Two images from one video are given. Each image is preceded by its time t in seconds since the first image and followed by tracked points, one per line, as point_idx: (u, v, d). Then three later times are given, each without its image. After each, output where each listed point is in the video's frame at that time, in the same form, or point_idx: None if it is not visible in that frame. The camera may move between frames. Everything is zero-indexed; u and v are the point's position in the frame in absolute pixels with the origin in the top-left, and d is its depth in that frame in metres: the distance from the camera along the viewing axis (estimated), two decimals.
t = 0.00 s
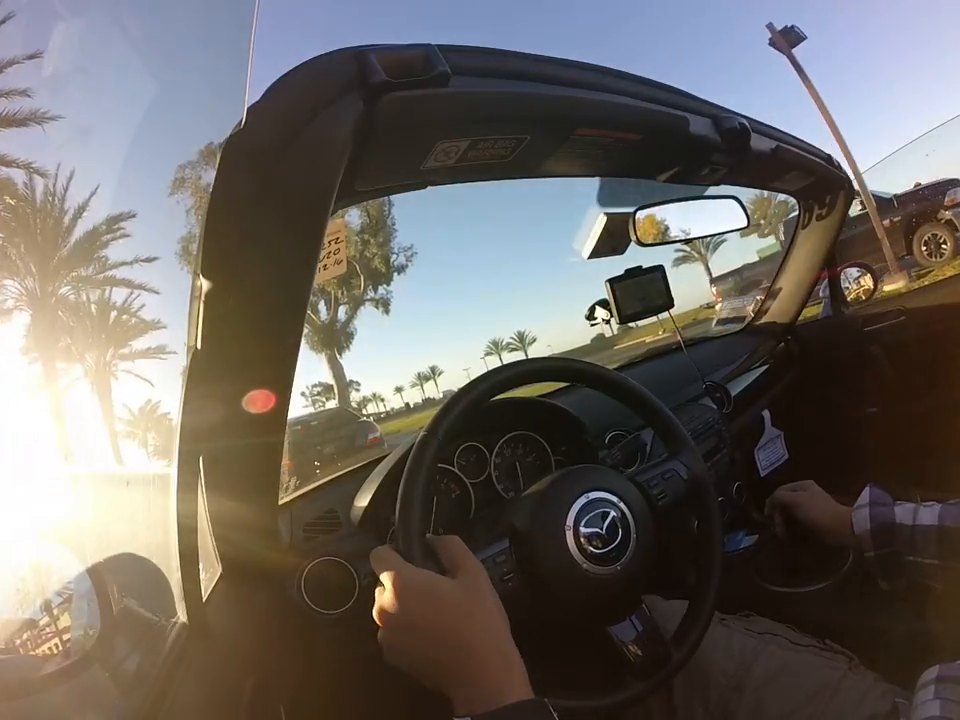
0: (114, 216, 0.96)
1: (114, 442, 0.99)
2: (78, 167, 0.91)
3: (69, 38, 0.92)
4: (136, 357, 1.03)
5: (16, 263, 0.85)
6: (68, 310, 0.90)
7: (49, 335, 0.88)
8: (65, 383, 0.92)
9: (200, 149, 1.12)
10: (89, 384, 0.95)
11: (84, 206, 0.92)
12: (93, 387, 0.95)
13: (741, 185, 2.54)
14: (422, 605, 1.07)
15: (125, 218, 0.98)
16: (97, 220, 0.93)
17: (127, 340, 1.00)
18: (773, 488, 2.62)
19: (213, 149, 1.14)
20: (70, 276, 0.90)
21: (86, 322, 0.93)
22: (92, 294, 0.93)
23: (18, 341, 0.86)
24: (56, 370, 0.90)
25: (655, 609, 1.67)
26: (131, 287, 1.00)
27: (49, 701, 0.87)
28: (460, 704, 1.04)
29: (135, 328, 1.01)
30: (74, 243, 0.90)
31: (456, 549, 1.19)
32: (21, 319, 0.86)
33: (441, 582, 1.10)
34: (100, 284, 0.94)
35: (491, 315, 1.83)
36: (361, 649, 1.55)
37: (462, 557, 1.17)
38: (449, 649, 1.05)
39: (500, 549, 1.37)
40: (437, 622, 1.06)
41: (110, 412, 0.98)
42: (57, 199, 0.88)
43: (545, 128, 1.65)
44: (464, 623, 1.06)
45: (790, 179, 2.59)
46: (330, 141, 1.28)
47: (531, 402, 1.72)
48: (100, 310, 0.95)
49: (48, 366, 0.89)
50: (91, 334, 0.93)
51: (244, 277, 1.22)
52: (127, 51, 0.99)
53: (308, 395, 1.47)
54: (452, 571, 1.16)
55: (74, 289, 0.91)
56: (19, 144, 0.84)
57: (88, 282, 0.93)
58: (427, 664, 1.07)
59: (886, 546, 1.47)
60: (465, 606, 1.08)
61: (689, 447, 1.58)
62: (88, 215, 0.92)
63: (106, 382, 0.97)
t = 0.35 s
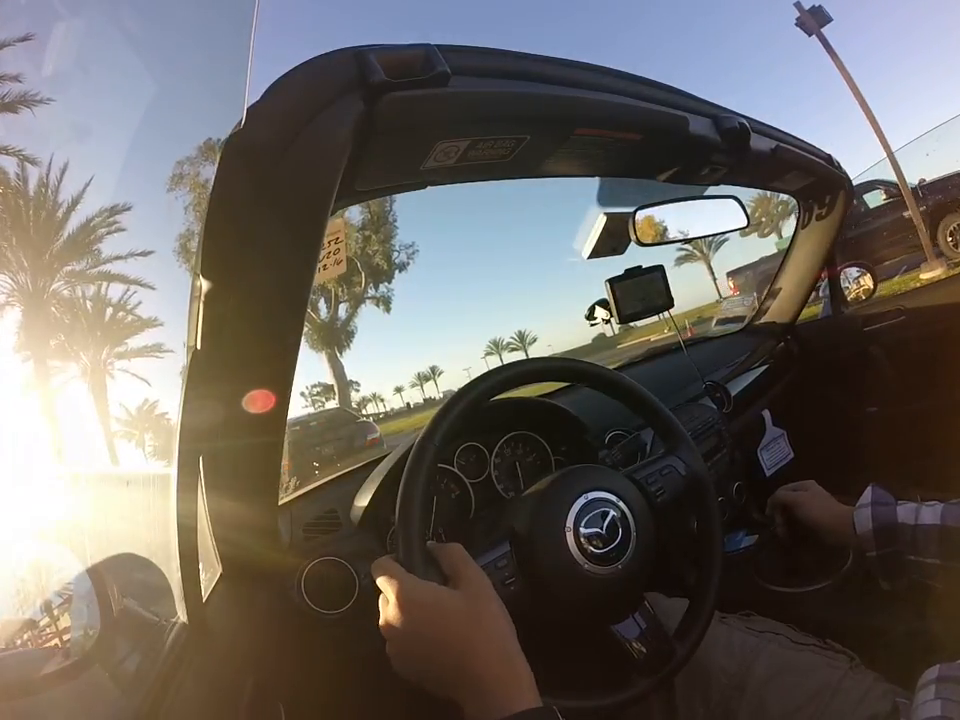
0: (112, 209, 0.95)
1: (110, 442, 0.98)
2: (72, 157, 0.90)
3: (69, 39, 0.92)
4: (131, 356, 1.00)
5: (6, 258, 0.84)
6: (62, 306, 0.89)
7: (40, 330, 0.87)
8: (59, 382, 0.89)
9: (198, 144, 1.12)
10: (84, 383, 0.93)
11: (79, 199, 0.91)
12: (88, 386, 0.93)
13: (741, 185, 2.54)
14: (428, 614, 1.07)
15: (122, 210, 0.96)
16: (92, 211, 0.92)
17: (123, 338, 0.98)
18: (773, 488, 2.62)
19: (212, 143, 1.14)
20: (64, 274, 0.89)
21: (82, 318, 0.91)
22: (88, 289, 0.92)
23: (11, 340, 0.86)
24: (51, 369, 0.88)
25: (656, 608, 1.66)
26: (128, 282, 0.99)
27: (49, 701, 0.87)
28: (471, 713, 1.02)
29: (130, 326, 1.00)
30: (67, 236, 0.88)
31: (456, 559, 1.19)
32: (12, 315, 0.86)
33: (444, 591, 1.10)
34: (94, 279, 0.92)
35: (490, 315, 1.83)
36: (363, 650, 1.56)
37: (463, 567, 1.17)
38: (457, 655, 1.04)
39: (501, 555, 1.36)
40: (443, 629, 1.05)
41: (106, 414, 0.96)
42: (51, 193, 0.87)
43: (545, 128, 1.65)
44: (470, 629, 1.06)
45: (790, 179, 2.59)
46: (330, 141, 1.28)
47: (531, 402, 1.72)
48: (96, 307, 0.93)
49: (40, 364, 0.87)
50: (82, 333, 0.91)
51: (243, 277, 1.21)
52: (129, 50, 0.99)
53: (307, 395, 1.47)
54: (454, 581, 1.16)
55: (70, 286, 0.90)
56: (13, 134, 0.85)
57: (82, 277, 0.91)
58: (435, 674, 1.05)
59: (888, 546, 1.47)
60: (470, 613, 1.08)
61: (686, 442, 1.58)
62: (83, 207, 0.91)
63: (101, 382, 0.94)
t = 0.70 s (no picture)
0: (107, 202, 0.95)
1: (107, 442, 0.98)
2: (65, 147, 0.89)
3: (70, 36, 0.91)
4: (130, 354, 1.01)
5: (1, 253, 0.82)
6: (57, 301, 0.88)
7: (32, 326, 0.85)
8: (54, 381, 0.88)
9: (198, 140, 1.13)
10: (81, 381, 0.92)
11: (72, 192, 0.89)
12: (85, 384, 0.93)
13: (741, 185, 2.54)
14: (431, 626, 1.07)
15: (118, 204, 0.97)
16: (85, 204, 0.92)
17: (120, 336, 0.98)
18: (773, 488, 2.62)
19: (211, 140, 1.15)
20: (56, 269, 0.87)
21: (78, 314, 0.90)
22: (82, 284, 0.91)
23: (3, 337, 0.83)
24: (48, 366, 0.87)
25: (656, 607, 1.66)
26: (124, 277, 0.98)
27: (48, 701, 0.87)
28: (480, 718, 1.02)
29: (127, 323, 0.99)
30: (61, 228, 0.87)
31: (459, 567, 1.18)
32: (4, 311, 0.83)
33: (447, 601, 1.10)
34: (88, 274, 0.92)
35: (489, 314, 1.83)
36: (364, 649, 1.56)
37: (466, 575, 1.16)
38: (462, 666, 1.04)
39: (502, 558, 1.36)
40: (448, 641, 1.05)
41: (103, 414, 0.96)
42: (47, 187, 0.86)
43: (545, 128, 1.65)
44: (472, 636, 1.06)
45: (790, 179, 2.59)
46: (330, 141, 1.28)
47: (530, 402, 1.72)
48: (92, 303, 0.93)
49: (31, 360, 0.85)
50: (79, 330, 0.91)
51: (243, 278, 1.21)
52: (129, 50, 0.99)
53: (307, 394, 1.47)
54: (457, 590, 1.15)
55: (63, 282, 0.88)
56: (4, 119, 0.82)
57: (74, 271, 0.90)
58: (444, 684, 1.06)
59: (889, 547, 1.47)
60: (472, 619, 1.08)
61: (683, 439, 1.58)
62: (77, 199, 0.90)
63: (98, 380, 0.94)
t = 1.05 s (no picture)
0: (104, 197, 0.94)
1: (103, 443, 0.97)
2: (61, 141, 0.89)
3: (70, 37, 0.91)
4: (127, 353, 1.00)
5: None
6: (54, 299, 0.88)
7: (27, 324, 0.85)
8: (48, 381, 0.88)
9: (198, 136, 1.13)
10: (78, 381, 0.92)
11: (66, 183, 0.89)
12: (81, 383, 0.93)
13: (741, 186, 2.54)
14: (438, 639, 1.07)
15: (113, 196, 0.96)
16: (80, 197, 0.91)
17: (116, 334, 0.98)
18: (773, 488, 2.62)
19: (210, 136, 1.16)
20: (48, 264, 0.87)
21: (74, 310, 0.90)
22: (78, 280, 0.91)
23: None
24: (43, 364, 0.87)
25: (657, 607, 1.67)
26: (120, 273, 0.98)
27: (47, 701, 0.87)
28: None
29: (124, 321, 0.99)
30: (54, 223, 0.87)
31: (461, 575, 1.19)
32: None
33: (453, 614, 1.10)
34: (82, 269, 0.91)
35: (490, 314, 1.85)
36: (364, 648, 1.57)
37: (471, 586, 1.17)
38: (473, 679, 1.04)
39: (503, 565, 1.35)
40: (456, 655, 1.05)
41: (100, 414, 0.96)
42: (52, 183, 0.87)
43: (545, 128, 1.65)
44: (475, 643, 1.06)
45: (790, 180, 2.58)
46: (330, 141, 1.27)
47: (529, 402, 1.72)
48: (88, 300, 0.93)
49: (24, 358, 0.85)
50: (74, 326, 0.90)
51: (243, 278, 1.21)
52: (128, 50, 0.99)
53: (307, 394, 1.47)
54: (462, 600, 1.15)
55: (58, 277, 0.88)
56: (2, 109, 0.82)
57: (67, 266, 0.90)
58: (454, 697, 1.06)
59: (889, 547, 1.47)
60: (474, 626, 1.08)
61: (683, 437, 1.58)
62: (72, 190, 0.89)
63: (96, 380, 0.94)
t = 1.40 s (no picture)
0: (98, 188, 0.94)
1: (101, 442, 0.97)
2: (58, 139, 0.88)
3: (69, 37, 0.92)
4: (125, 350, 1.00)
5: None
6: (51, 296, 0.87)
7: (19, 319, 0.84)
8: (44, 379, 0.87)
9: (197, 132, 1.14)
10: (75, 379, 0.92)
11: (61, 175, 0.89)
12: (79, 383, 0.92)
13: (741, 185, 2.53)
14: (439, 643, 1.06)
15: (109, 189, 0.95)
16: (75, 190, 0.90)
17: (113, 332, 0.97)
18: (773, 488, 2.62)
19: (209, 132, 1.16)
20: (42, 259, 0.86)
21: (70, 307, 0.89)
22: (74, 276, 0.90)
23: None
24: (39, 363, 0.86)
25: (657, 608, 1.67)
26: (116, 268, 0.97)
27: (46, 701, 0.87)
28: None
29: (120, 319, 0.97)
30: (48, 218, 0.86)
31: (463, 579, 1.19)
32: None
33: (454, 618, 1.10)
34: (78, 264, 0.90)
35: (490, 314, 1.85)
36: (364, 648, 1.57)
37: (472, 589, 1.16)
38: (474, 683, 1.04)
39: (504, 567, 1.36)
40: (460, 658, 1.05)
41: (97, 414, 0.96)
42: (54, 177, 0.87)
43: (544, 128, 1.64)
44: (481, 650, 1.06)
45: (790, 179, 2.58)
46: (330, 141, 1.27)
47: (529, 402, 1.72)
48: (85, 296, 0.91)
49: (16, 358, 0.84)
50: (69, 323, 0.89)
51: (242, 278, 1.21)
52: (129, 51, 0.99)
53: (307, 394, 1.47)
54: (463, 605, 1.15)
55: (52, 273, 0.87)
56: None
57: (62, 262, 0.88)
58: (455, 700, 1.07)
59: (889, 547, 1.47)
60: (480, 632, 1.08)
61: (683, 437, 1.58)
62: (66, 182, 0.89)
63: (91, 376, 0.94)
